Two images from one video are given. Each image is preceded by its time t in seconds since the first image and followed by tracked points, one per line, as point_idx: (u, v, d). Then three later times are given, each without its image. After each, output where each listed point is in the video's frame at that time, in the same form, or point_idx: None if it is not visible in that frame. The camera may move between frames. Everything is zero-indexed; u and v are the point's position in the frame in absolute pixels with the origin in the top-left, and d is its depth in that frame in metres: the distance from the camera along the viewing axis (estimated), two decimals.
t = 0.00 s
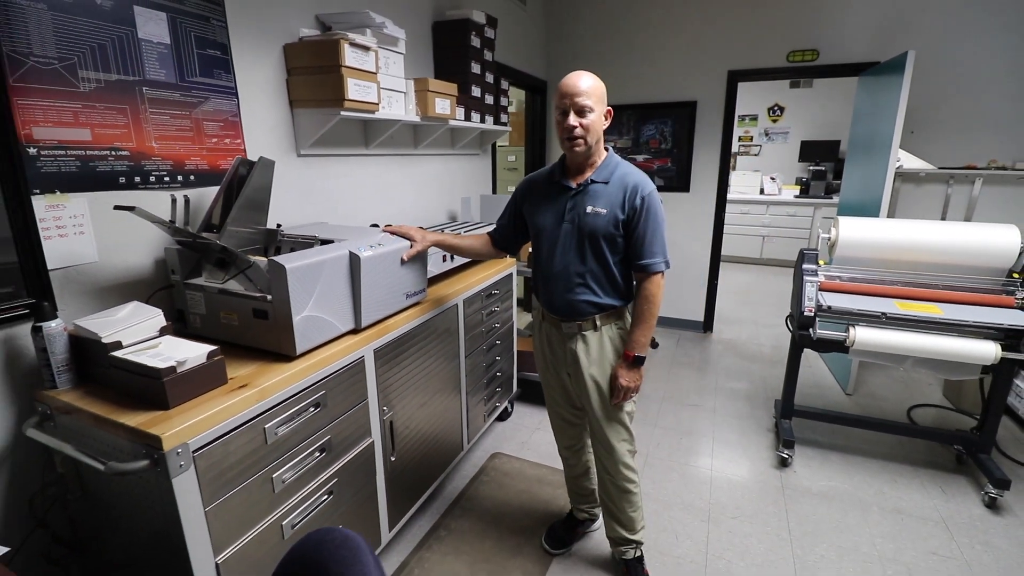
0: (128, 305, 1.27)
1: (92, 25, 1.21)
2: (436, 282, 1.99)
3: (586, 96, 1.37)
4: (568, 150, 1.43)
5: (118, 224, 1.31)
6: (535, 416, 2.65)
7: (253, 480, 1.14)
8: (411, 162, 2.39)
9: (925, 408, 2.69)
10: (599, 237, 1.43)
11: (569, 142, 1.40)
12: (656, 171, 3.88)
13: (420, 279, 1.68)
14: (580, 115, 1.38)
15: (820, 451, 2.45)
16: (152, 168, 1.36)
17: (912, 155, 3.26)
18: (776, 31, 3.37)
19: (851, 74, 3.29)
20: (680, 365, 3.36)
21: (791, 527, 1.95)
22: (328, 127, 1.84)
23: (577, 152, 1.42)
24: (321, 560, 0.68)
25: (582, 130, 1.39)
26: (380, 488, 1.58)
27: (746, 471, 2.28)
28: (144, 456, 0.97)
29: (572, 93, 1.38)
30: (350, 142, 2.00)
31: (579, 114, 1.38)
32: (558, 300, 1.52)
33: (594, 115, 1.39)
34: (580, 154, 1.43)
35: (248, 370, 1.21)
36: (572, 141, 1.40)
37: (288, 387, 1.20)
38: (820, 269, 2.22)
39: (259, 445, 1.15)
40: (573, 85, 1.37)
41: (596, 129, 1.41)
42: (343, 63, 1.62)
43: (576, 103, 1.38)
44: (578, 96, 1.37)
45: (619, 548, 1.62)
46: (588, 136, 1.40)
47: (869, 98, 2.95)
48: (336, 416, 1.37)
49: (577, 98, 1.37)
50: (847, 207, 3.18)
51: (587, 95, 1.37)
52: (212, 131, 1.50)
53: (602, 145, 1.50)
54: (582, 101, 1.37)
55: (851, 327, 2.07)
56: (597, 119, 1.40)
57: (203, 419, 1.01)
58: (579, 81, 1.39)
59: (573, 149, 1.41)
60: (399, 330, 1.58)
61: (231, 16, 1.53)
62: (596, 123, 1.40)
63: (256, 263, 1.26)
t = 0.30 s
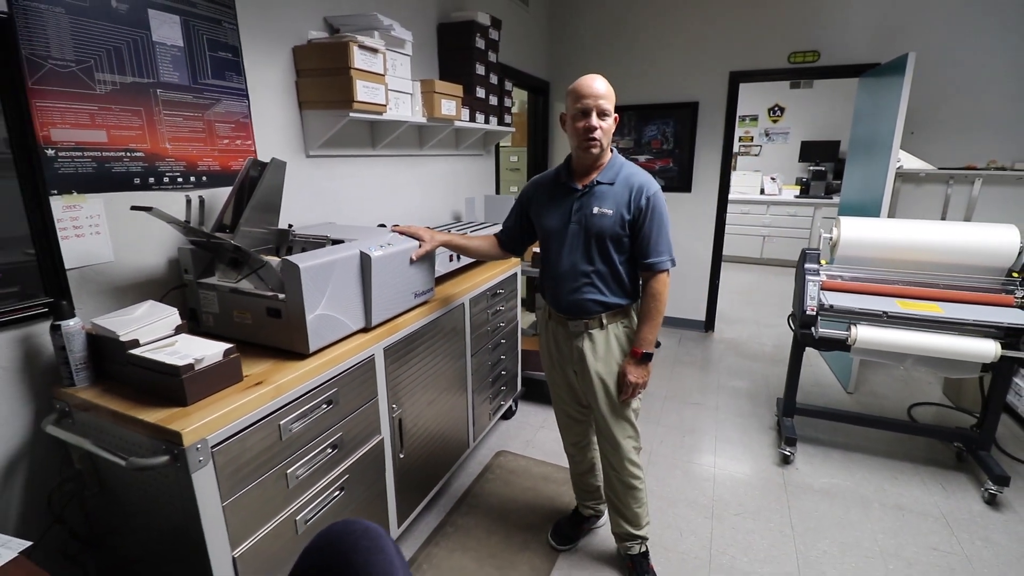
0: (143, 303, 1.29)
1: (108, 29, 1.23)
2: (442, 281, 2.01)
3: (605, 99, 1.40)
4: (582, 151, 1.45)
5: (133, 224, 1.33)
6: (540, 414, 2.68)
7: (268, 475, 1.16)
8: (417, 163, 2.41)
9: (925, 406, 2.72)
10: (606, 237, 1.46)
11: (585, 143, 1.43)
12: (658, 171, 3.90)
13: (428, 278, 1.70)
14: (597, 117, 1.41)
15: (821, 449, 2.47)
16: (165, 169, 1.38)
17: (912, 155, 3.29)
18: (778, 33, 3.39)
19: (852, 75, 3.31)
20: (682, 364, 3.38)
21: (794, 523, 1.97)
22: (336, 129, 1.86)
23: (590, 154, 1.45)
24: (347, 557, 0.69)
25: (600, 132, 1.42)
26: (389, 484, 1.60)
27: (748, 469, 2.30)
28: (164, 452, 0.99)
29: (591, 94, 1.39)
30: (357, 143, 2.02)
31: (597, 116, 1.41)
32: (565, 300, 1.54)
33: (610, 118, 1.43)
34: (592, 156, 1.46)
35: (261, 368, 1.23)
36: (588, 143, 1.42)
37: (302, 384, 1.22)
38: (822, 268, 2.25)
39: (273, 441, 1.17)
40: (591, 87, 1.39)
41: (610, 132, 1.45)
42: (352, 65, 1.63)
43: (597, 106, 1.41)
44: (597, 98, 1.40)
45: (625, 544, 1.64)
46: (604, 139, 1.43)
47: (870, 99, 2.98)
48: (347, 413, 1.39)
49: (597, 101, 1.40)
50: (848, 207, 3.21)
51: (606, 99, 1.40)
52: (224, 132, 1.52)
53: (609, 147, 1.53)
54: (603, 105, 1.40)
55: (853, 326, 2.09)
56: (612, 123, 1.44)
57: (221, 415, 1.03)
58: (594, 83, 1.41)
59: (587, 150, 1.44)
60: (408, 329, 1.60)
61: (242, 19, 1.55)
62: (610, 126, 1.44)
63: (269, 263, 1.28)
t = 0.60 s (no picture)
0: (154, 302, 1.30)
1: (119, 30, 1.24)
2: (447, 281, 2.03)
3: (608, 103, 1.41)
4: (586, 154, 1.47)
5: (143, 224, 1.34)
6: (542, 413, 2.69)
7: (279, 472, 1.17)
8: (420, 163, 2.42)
9: (924, 403, 2.75)
10: (611, 236, 1.47)
11: (589, 146, 1.44)
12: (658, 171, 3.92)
13: (434, 277, 1.71)
14: (600, 121, 1.43)
15: (822, 446, 2.49)
16: (175, 169, 1.39)
17: (910, 155, 3.32)
18: (778, 34, 3.41)
19: (851, 76, 3.34)
20: (683, 363, 3.40)
21: (796, 519, 1.99)
22: (342, 130, 1.87)
23: (594, 156, 1.46)
24: (368, 552, 0.67)
25: (603, 135, 1.44)
26: (396, 482, 1.61)
27: (750, 466, 2.32)
28: (179, 449, 1.00)
29: (595, 98, 1.41)
30: (362, 144, 2.03)
31: (600, 120, 1.42)
32: (572, 299, 1.55)
33: (613, 121, 1.44)
34: (595, 158, 1.47)
35: (272, 366, 1.25)
36: (592, 146, 1.44)
37: (313, 382, 1.24)
38: (822, 267, 2.27)
39: (284, 438, 1.18)
40: (595, 90, 1.41)
41: (613, 135, 1.46)
42: (359, 66, 1.65)
43: (600, 109, 1.42)
44: (600, 102, 1.41)
45: (630, 539, 1.66)
46: (607, 142, 1.44)
47: (869, 100, 3.00)
48: (356, 411, 1.40)
49: (600, 104, 1.41)
50: (847, 207, 3.23)
51: (609, 102, 1.41)
52: (232, 132, 1.53)
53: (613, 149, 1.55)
54: (606, 109, 1.41)
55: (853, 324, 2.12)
56: (615, 125, 1.45)
57: (234, 413, 1.04)
58: (597, 86, 1.43)
59: (591, 153, 1.46)
60: (415, 328, 1.61)
61: (249, 20, 1.56)
62: (614, 129, 1.45)
63: (278, 263, 1.29)
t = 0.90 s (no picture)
0: (157, 301, 1.29)
1: (123, 29, 1.24)
2: (449, 280, 2.03)
3: (608, 103, 1.42)
4: (586, 153, 1.48)
5: (146, 223, 1.33)
6: (543, 411, 2.70)
7: (285, 471, 1.18)
8: (421, 162, 2.42)
9: (920, 400, 2.77)
10: (614, 235, 1.48)
11: (589, 145, 1.45)
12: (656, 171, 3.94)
13: (436, 276, 1.71)
14: (600, 120, 1.43)
15: (821, 443, 2.51)
16: (178, 168, 1.38)
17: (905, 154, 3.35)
18: (775, 35, 3.43)
19: (847, 76, 3.36)
20: (682, 361, 3.42)
21: (795, 515, 2.01)
22: (344, 129, 1.87)
23: (595, 155, 1.47)
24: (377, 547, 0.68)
25: (603, 135, 1.44)
26: (400, 480, 1.62)
27: (750, 463, 2.34)
28: (186, 448, 1.00)
29: (595, 97, 1.42)
30: (363, 143, 2.03)
31: (600, 120, 1.43)
32: (574, 297, 1.56)
33: (613, 121, 1.44)
34: (596, 157, 1.48)
35: (277, 365, 1.25)
36: (592, 145, 1.45)
37: (317, 381, 1.24)
38: (821, 266, 2.29)
39: (290, 437, 1.18)
40: (595, 90, 1.42)
41: (615, 134, 1.46)
42: (361, 65, 1.65)
43: (600, 109, 1.43)
44: (600, 102, 1.42)
45: (631, 536, 1.67)
46: (607, 141, 1.45)
47: (865, 100, 3.03)
48: (361, 409, 1.41)
49: (600, 104, 1.42)
50: (844, 205, 3.26)
51: (609, 102, 1.42)
52: (235, 131, 1.53)
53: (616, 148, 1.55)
54: (605, 109, 1.42)
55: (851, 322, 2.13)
56: (616, 125, 1.46)
57: (241, 411, 1.04)
58: (599, 85, 1.44)
59: (592, 152, 1.46)
60: (418, 326, 1.62)
61: (251, 19, 1.56)
62: (615, 129, 1.46)
63: (282, 262, 1.29)
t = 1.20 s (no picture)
0: (154, 299, 1.29)
1: (118, 24, 1.22)
2: (447, 278, 2.03)
3: (614, 95, 1.42)
4: (589, 145, 1.48)
5: (142, 220, 1.32)
6: (540, 410, 2.70)
7: (284, 469, 1.17)
8: (417, 160, 2.42)
9: (914, 396, 2.79)
10: (615, 230, 1.48)
11: (593, 137, 1.45)
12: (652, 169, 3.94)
13: (435, 273, 1.71)
14: (605, 113, 1.43)
15: (817, 439, 2.53)
16: (174, 165, 1.37)
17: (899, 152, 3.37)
18: (770, 33, 3.45)
19: (841, 75, 3.38)
20: (678, 359, 3.43)
21: (792, 510, 2.02)
22: (340, 126, 1.87)
23: (598, 148, 1.47)
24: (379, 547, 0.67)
25: (607, 127, 1.44)
26: (398, 479, 1.61)
27: (747, 459, 2.35)
28: (185, 446, 0.99)
29: (601, 89, 1.42)
30: (360, 141, 2.03)
31: (605, 112, 1.43)
32: (575, 294, 1.57)
33: (618, 114, 1.45)
34: (599, 150, 1.48)
35: (276, 363, 1.24)
36: (595, 137, 1.45)
37: (317, 378, 1.23)
38: (816, 263, 2.30)
39: (289, 435, 1.18)
40: (601, 82, 1.42)
41: (618, 128, 1.47)
42: (358, 62, 1.64)
43: (605, 101, 1.43)
44: (606, 94, 1.42)
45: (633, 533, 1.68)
46: (610, 134, 1.45)
47: (860, 98, 3.04)
48: (360, 407, 1.40)
49: (606, 96, 1.42)
50: (839, 203, 3.28)
51: (615, 94, 1.42)
52: (231, 128, 1.52)
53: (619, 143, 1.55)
54: (612, 101, 1.42)
55: (847, 318, 2.15)
56: (621, 119, 1.46)
57: (239, 409, 1.04)
58: (604, 79, 1.44)
59: (595, 145, 1.47)
60: (416, 324, 1.61)
61: (248, 16, 1.55)
62: (619, 123, 1.46)
63: (280, 259, 1.28)
